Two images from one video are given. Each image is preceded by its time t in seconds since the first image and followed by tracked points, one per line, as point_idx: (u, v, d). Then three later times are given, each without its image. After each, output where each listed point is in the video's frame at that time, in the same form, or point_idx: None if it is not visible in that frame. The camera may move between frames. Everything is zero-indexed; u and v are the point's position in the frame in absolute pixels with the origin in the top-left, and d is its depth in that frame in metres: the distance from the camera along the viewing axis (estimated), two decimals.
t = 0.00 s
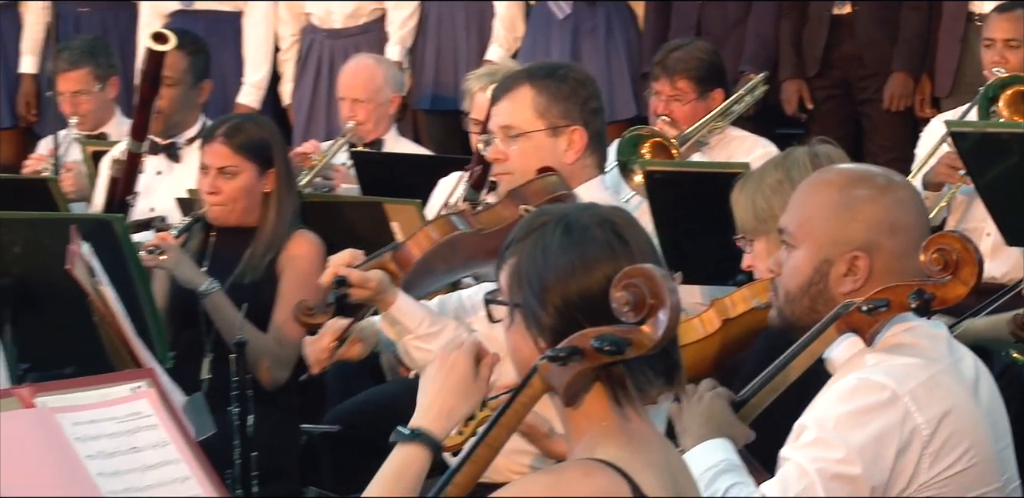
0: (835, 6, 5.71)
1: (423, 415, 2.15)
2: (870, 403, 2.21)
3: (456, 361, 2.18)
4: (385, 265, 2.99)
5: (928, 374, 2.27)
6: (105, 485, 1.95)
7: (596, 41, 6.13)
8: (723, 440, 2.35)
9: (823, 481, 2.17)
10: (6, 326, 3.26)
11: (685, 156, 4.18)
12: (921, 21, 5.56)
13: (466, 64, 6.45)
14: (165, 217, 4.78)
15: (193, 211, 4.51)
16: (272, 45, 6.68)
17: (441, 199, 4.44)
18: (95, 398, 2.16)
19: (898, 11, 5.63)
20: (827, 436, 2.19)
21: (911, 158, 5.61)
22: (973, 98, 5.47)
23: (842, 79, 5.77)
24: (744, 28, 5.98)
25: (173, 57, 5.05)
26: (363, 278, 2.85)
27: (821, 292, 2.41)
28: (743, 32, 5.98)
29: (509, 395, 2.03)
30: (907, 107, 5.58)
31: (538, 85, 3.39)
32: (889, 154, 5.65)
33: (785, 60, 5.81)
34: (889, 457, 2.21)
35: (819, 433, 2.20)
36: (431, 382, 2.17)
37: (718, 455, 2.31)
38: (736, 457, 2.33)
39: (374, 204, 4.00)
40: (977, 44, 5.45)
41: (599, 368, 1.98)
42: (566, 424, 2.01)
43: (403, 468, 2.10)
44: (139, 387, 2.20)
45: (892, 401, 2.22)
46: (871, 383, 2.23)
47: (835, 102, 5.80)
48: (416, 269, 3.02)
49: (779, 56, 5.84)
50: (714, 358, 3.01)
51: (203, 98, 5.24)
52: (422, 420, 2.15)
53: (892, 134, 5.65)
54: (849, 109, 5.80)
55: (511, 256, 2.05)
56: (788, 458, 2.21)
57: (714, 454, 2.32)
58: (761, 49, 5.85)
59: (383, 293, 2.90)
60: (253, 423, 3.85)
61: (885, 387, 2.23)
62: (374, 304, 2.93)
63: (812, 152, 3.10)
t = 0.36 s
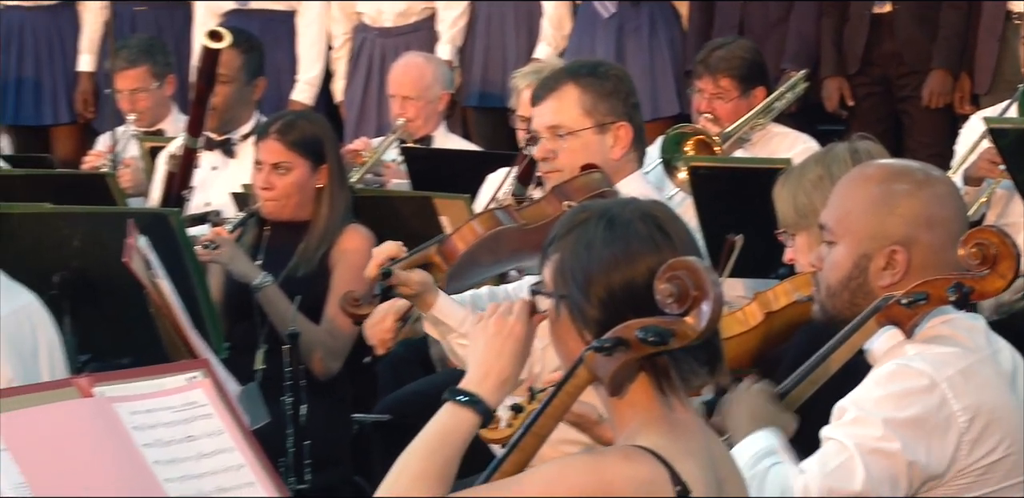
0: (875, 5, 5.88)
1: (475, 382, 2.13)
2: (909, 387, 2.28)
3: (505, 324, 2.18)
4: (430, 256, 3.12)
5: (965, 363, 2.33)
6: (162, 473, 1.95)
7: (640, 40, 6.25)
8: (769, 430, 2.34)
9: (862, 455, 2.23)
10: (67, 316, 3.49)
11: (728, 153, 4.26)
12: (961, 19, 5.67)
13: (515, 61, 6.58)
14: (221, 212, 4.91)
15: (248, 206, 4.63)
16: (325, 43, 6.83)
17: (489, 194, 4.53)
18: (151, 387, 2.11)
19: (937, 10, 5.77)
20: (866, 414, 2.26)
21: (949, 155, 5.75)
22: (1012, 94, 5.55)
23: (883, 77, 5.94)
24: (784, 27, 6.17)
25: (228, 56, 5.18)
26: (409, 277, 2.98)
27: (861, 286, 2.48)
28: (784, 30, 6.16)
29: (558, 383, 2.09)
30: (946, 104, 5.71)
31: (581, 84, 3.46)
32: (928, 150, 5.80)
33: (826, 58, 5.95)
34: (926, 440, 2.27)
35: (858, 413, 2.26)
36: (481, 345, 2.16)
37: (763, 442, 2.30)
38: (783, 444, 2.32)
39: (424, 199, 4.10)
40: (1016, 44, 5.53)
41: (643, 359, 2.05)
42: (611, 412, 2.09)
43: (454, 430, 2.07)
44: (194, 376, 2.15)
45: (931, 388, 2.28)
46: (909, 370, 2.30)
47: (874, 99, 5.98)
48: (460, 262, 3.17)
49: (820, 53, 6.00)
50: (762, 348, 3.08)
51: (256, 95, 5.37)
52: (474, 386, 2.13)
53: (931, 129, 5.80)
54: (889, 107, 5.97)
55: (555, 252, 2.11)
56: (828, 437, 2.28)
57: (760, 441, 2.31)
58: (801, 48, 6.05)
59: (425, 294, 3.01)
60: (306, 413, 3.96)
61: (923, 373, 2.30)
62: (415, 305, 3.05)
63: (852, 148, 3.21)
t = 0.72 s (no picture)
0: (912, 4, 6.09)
1: (519, 375, 2.17)
2: (945, 378, 2.35)
3: (551, 320, 2.21)
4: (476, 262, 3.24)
5: (998, 356, 2.41)
6: (217, 460, 2.01)
7: (682, 40, 6.36)
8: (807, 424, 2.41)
9: (898, 444, 2.30)
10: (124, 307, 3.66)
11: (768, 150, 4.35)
12: (996, 17, 5.86)
13: (561, 60, 6.72)
14: (273, 206, 5.04)
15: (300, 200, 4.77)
16: (376, 42, 7.01)
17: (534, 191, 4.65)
18: (204, 377, 2.18)
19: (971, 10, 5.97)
20: (902, 403, 2.33)
21: (984, 151, 5.91)
22: None
23: (919, 74, 6.15)
24: (823, 27, 6.35)
25: (281, 54, 5.30)
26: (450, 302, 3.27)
27: (895, 279, 2.56)
28: (823, 30, 6.34)
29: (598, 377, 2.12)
30: (981, 100, 5.88)
31: (617, 84, 3.56)
32: (963, 146, 5.98)
33: (863, 56, 6.15)
34: (961, 429, 2.35)
35: (895, 403, 2.34)
36: (527, 342, 2.20)
37: (801, 435, 2.38)
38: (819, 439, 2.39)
39: (472, 192, 4.21)
40: None
41: (686, 349, 2.07)
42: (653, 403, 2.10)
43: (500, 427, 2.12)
44: (246, 367, 2.23)
45: (965, 380, 2.36)
46: (945, 361, 2.37)
47: (910, 96, 6.19)
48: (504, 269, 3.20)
49: (857, 51, 6.20)
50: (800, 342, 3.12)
51: (308, 91, 5.51)
52: (519, 380, 2.17)
53: (966, 125, 5.98)
54: (924, 104, 6.18)
55: (604, 242, 2.13)
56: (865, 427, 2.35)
57: (799, 433, 2.38)
58: (839, 46, 6.25)
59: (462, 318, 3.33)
60: (356, 402, 4.08)
61: (958, 366, 2.37)
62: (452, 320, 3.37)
63: (889, 144, 3.29)
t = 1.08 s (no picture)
0: (950, 7, 6.18)
1: (543, 462, 2.35)
2: (982, 376, 2.43)
3: (552, 402, 2.37)
4: (522, 263, 3.34)
5: None
6: (271, 450, 2.15)
7: (724, 43, 6.50)
8: (848, 418, 2.49)
9: (939, 442, 2.38)
10: (180, 302, 3.83)
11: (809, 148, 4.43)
12: None
13: (606, 59, 6.87)
14: (326, 204, 5.16)
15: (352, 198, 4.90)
16: (424, 44, 7.16)
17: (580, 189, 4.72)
18: (257, 370, 2.29)
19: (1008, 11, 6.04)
20: (942, 403, 2.40)
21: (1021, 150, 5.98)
22: None
23: (957, 76, 6.22)
24: (862, 27, 6.48)
25: (334, 55, 5.45)
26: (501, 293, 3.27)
27: (932, 277, 2.64)
28: (862, 30, 6.48)
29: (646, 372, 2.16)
30: (1018, 101, 5.96)
31: (655, 86, 3.69)
32: (999, 146, 6.06)
33: (902, 57, 6.26)
34: (1000, 425, 2.42)
35: (935, 402, 2.41)
36: (539, 429, 2.37)
37: (842, 430, 2.46)
38: (860, 432, 2.47)
39: (519, 191, 4.30)
40: None
41: (729, 347, 2.12)
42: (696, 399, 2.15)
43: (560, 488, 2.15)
44: (299, 360, 2.32)
45: (1001, 376, 2.43)
46: (982, 359, 2.45)
47: (947, 97, 6.27)
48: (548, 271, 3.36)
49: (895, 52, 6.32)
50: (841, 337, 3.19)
51: (360, 93, 5.64)
52: (544, 466, 2.35)
53: (1003, 125, 6.05)
54: (961, 105, 6.26)
55: (661, 231, 2.22)
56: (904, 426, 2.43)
57: (840, 428, 2.46)
58: (878, 47, 6.38)
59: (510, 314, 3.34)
60: (405, 396, 4.20)
61: (994, 363, 2.44)
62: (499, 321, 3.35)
63: (930, 144, 3.36)
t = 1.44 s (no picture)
0: (985, 10, 6.24)
1: None
2: (1016, 379, 2.53)
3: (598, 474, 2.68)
4: (564, 263, 3.48)
5: None
6: (323, 445, 2.14)
7: (763, 46, 6.66)
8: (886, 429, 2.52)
9: (979, 450, 2.46)
10: (234, 300, 3.96)
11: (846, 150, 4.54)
12: None
13: (648, 62, 6.99)
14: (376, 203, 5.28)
15: (400, 198, 5.04)
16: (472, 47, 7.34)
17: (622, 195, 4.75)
18: (311, 365, 2.28)
19: None
20: (980, 410, 2.49)
21: None
22: None
23: (993, 78, 6.26)
24: (900, 30, 6.57)
25: (383, 60, 5.52)
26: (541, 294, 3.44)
27: (970, 275, 2.72)
28: (900, 33, 6.57)
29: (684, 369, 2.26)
30: None
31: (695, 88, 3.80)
32: None
33: (940, 59, 6.34)
34: None
35: (974, 409, 2.50)
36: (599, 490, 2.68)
37: (883, 442, 2.49)
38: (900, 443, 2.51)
39: (564, 191, 4.42)
40: None
41: (766, 345, 2.18)
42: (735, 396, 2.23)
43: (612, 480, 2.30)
44: (350, 355, 2.32)
45: None
46: (1015, 362, 2.55)
47: (983, 99, 6.31)
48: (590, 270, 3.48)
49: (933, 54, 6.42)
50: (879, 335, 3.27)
51: (408, 95, 5.77)
52: None
53: None
54: (998, 107, 6.30)
55: (712, 225, 2.29)
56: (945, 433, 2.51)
57: (880, 440, 2.49)
58: (915, 49, 6.46)
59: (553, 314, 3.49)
60: (454, 390, 4.30)
61: None
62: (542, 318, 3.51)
63: (965, 145, 3.45)
